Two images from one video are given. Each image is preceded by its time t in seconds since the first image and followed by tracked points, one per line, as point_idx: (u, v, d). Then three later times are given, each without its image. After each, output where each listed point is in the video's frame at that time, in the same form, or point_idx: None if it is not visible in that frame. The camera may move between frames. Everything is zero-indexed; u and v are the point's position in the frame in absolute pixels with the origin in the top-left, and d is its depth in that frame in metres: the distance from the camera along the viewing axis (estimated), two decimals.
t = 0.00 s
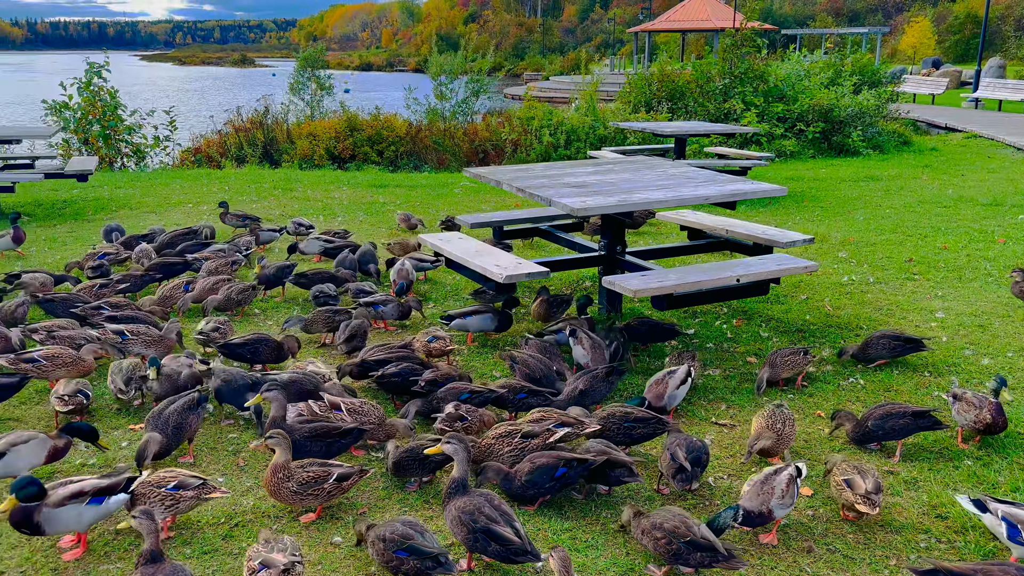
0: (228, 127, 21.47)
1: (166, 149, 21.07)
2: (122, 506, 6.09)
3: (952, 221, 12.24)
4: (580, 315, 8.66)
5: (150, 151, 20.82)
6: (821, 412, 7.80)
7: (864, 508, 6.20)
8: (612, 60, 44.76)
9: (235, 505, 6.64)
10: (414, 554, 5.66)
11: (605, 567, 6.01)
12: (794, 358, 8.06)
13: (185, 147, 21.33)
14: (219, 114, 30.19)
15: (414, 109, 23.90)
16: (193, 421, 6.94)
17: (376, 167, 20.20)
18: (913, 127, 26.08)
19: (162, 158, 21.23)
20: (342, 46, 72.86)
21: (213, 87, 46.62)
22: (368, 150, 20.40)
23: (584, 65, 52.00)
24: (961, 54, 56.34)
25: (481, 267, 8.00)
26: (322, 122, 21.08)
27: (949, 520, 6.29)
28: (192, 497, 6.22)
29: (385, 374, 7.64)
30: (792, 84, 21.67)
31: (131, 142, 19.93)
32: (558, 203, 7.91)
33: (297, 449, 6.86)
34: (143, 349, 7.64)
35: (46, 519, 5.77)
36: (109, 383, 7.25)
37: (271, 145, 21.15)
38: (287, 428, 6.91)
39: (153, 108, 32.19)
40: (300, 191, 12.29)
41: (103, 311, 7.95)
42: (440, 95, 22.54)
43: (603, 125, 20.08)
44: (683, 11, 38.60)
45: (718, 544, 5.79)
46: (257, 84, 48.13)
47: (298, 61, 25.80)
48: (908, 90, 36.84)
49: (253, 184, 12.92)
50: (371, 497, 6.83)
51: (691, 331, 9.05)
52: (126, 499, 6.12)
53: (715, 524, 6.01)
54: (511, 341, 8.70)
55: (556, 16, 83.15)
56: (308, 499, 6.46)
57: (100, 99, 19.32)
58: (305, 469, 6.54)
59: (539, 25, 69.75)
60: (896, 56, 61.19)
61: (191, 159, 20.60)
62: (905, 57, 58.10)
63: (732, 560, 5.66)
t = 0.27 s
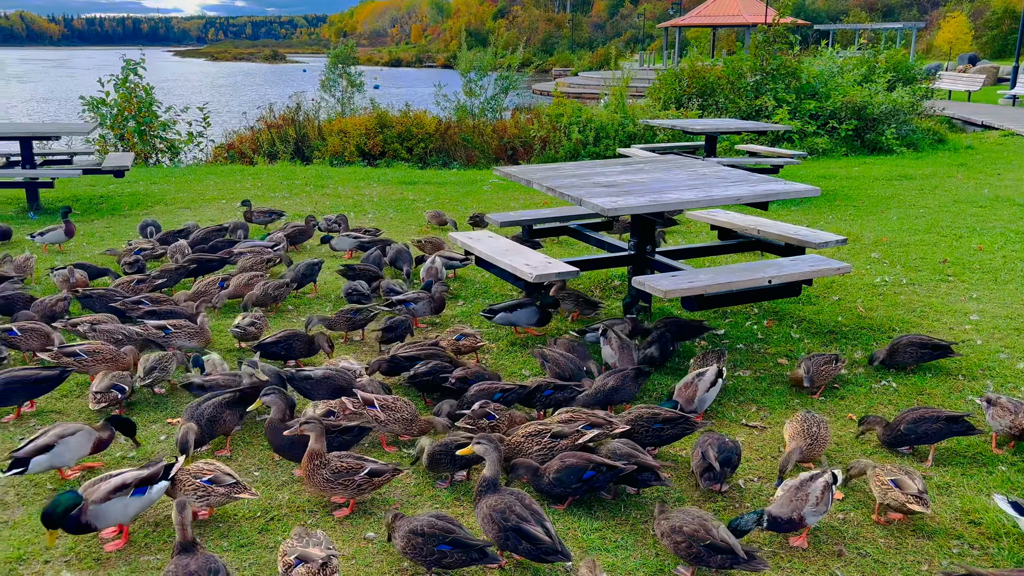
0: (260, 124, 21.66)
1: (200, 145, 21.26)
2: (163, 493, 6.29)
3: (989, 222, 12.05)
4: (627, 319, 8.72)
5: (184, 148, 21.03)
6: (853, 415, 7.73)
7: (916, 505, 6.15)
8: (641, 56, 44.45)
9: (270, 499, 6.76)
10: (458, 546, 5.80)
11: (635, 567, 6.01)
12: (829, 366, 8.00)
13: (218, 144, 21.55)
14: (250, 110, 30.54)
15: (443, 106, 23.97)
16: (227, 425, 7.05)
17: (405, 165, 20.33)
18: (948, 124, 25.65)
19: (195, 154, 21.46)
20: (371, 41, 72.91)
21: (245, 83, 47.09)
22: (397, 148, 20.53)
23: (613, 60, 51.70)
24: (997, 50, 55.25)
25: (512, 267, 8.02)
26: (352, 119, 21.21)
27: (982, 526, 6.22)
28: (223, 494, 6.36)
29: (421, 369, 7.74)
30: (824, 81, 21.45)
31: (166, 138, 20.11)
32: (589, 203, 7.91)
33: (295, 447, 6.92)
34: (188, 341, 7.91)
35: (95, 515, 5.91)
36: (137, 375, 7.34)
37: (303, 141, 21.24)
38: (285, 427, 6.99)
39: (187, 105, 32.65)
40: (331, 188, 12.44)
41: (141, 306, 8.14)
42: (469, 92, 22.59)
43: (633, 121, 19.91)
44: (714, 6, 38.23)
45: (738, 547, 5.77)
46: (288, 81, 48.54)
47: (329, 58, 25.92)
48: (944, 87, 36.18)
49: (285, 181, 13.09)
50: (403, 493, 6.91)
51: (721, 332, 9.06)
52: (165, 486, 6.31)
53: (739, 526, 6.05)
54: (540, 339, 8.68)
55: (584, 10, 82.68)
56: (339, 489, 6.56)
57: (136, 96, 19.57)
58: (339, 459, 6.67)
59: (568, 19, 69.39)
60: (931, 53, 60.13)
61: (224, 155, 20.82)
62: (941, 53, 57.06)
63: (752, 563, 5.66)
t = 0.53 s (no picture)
0: (295, 119, 21.88)
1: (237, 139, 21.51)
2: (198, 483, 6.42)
3: None
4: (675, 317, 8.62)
5: (220, 142, 21.33)
6: (888, 418, 7.63)
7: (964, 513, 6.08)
8: (675, 52, 44.09)
9: (304, 492, 6.84)
10: (485, 535, 5.87)
11: (666, 567, 5.98)
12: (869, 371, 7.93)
13: (253, 138, 21.82)
14: (285, 106, 30.90)
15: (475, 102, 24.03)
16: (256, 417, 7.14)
17: (437, 160, 20.43)
18: (990, 122, 25.12)
19: (231, 148, 21.75)
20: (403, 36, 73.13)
21: (281, 79, 47.67)
22: (429, 143, 20.63)
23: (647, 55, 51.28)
24: None
25: (544, 264, 8.02)
26: (384, 114, 21.35)
27: (1021, 533, 6.12)
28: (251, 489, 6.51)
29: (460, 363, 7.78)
30: (861, 78, 21.13)
31: (203, 132, 20.42)
32: (623, 201, 7.89)
33: (298, 449, 6.85)
34: (229, 332, 8.05)
35: (132, 505, 6.04)
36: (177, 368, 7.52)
37: (337, 136, 21.38)
38: (289, 431, 6.90)
39: (223, 99, 33.13)
40: (365, 184, 12.57)
41: (180, 299, 8.31)
42: (501, 88, 22.63)
43: (666, 118, 19.84)
44: (750, 2, 37.81)
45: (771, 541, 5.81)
46: (323, 76, 49.00)
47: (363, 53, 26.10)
48: (988, 84, 35.40)
49: (319, 175, 13.23)
50: (435, 487, 6.95)
51: (754, 332, 9.01)
52: (201, 477, 6.45)
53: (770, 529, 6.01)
54: (570, 336, 8.66)
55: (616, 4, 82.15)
56: (373, 481, 6.66)
57: (174, 90, 19.87)
58: (375, 452, 6.75)
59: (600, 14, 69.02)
60: (971, 49, 58.88)
61: (259, 150, 21.07)
62: (983, 49, 55.81)
63: (784, 556, 5.70)
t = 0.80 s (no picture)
0: (326, 115, 22.06)
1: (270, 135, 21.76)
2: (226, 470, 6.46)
3: None
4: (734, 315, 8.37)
5: (253, 137, 21.57)
6: (921, 421, 7.49)
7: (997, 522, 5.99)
8: (708, 48, 43.72)
9: (333, 485, 6.90)
10: (514, 533, 5.87)
11: (693, 567, 5.94)
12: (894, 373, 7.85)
13: (285, 134, 22.03)
14: (318, 101, 31.28)
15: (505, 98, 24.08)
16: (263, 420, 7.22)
17: (465, 156, 20.47)
18: None
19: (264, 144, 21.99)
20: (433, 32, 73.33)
21: (314, 75, 48.22)
22: (459, 139, 20.68)
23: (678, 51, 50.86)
24: None
25: (573, 261, 7.98)
26: (414, 110, 21.45)
27: None
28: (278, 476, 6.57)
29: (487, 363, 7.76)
30: (897, 75, 20.80)
31: (236, 128, 20.67)
32: (653, 199, 7.85)
33: (313, 439, 6.88)
34: (260, 325, 8.17)
35: (164, 497, 6.10)
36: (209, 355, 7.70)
37: (367, 132, 21.52)
38: (305, 421, 6.95)
39: (257, 95, 33.62)
40: (394, 180, 12.65)
41: (213, 293, 8.45)
42: (531, 84, 22.67)
43: (697, 115, 19.71)
44: None
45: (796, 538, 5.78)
46: (353, 72, 49.43)
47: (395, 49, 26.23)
48: None
49: (349, 170, 13.34)
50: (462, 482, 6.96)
51: (785, 332, 8.93)
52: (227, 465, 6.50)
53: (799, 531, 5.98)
54: (598, 333, 8.61)
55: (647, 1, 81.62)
56: (401, 475, 6.71)
57: (208, 85, 20.11)
58: (403, 447, 6.80)
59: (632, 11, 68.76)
60: (1011, 45, 57.64)
61: (291, 145, 21.28)
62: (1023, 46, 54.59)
63: (807, 555, 5.67)
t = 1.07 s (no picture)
0: (357, 109, 22.19)
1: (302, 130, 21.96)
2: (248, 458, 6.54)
3: None
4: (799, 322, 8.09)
5: (285, 132, 21.77)
6: (957, 425, 7.35)
7: None
8: (741, 45, 43.28)
9: (363, 478, 6.94)
10: (543, 532, 5.85)
11: (723, 569, 5.89)
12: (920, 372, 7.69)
13: (317, 128, 22.20)
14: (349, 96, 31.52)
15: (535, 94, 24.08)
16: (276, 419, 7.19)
17: (495, 151, 20.49)
18: None
19: (295, 138, 22.19)
20: (462, 28, 73.39)
21: (345, 69, 48.57)
22: (488, 134, 20.70)
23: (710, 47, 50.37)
24: None
25: (603, 259, 7.93)
26: (445, 106, 21.51)
27: None
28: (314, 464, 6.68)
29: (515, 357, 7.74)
30: (934, 72, 20.45)
31: (269, 122, 20.88)
32: (686, 196, 7.78)
33: (330, 425, 6.97)
34: (292, 319, 8.26)
35: (191, 492, 6.18)
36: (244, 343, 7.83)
37: (397, 127, 21.62)
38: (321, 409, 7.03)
39: (288, 89, 33.97)
40: (424, 175, 12.70)
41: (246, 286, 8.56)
42: (562, 80, 22.67)
43: (729, 111, 19.55)
44: None
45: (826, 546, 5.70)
46: (384, 67, 49.69)
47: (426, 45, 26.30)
48: None
49: (379, 165, 13.41)
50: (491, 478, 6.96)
51: (818, 332, 8.83)
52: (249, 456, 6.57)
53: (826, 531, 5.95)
54: (628, 331, 8.56)
55: None
56: (430, 470, 6.75)
57: (242, 80, 20.28)
58: (433, 442, 6.84)
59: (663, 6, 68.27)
60: None
61: (323, 140, 21.43)
62: None
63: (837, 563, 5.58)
